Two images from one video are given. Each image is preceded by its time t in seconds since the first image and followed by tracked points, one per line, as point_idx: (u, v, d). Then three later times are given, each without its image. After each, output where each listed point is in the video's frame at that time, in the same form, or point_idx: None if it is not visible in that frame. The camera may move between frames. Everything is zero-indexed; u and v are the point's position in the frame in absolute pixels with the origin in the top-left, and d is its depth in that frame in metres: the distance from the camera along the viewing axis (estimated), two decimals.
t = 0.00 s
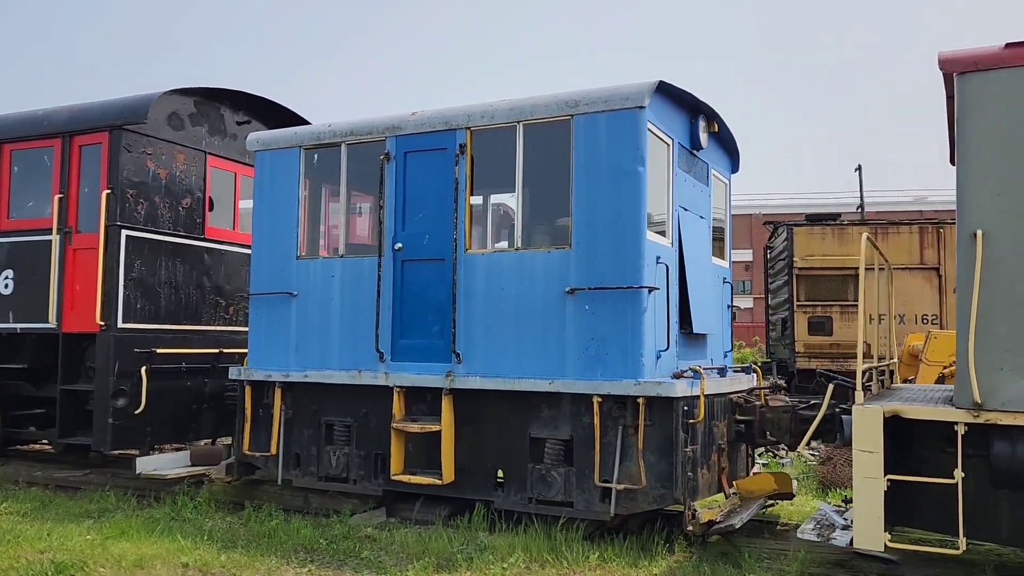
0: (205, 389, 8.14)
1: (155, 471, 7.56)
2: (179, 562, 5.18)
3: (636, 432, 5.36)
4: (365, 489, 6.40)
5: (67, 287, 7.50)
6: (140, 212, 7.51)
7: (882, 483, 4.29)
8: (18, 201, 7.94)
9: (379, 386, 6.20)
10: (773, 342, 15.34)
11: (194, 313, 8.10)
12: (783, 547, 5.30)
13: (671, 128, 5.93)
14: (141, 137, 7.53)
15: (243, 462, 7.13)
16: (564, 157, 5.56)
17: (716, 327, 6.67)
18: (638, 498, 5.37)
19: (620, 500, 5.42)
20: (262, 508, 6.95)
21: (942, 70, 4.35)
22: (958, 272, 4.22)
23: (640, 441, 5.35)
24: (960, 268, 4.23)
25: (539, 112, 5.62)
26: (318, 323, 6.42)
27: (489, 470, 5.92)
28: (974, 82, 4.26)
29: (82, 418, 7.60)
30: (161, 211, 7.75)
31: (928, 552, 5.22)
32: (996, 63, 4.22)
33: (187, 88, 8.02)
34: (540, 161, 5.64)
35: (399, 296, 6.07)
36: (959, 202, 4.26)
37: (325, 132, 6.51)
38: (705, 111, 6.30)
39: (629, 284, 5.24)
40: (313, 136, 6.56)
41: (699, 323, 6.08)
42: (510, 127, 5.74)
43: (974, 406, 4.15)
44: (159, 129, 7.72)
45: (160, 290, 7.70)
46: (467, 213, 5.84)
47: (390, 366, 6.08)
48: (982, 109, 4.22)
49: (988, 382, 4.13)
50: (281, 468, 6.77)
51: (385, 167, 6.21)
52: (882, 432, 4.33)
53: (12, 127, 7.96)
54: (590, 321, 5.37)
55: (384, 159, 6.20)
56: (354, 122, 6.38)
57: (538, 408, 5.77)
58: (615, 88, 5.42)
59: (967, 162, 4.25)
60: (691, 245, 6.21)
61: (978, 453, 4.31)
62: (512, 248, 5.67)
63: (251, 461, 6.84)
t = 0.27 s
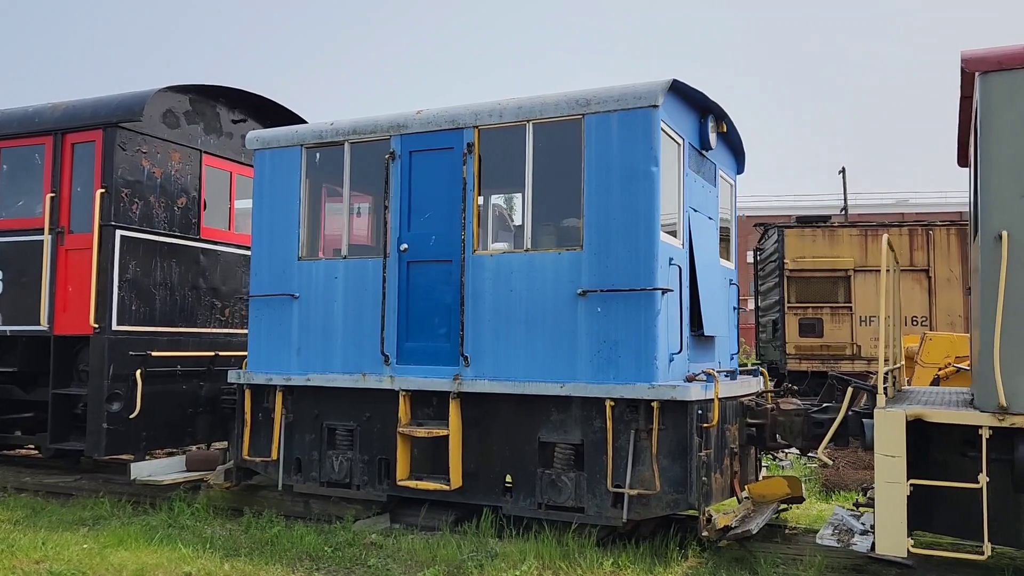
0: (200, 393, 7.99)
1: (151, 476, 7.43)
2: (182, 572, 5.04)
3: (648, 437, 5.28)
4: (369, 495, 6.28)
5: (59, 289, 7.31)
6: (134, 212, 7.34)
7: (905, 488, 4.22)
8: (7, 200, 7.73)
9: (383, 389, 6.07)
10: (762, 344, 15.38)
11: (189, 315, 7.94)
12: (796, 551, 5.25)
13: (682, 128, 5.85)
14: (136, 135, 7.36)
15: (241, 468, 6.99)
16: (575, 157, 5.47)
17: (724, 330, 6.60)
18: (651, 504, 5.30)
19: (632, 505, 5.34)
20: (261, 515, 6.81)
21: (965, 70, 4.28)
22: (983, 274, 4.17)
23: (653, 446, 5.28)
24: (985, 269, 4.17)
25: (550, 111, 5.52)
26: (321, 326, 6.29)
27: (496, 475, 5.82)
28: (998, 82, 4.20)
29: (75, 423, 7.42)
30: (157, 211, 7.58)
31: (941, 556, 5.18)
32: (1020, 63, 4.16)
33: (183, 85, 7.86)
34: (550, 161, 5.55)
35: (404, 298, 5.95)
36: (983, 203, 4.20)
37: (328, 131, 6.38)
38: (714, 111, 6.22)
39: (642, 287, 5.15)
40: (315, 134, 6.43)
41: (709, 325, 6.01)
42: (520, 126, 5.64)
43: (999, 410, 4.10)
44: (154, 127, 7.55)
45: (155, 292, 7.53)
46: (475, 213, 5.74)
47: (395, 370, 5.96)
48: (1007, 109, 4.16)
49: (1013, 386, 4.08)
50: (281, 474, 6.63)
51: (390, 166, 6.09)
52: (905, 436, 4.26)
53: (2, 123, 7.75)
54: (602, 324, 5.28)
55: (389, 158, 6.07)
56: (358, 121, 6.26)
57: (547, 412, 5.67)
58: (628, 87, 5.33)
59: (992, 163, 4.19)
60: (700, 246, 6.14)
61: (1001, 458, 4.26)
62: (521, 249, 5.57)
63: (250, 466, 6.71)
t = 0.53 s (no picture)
0: (197, 399, 7.84)
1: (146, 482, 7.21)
2: None
3: (662, 440, 5.24)
4: (374, 502, 6.17)
5: (53, 293, 7.14)
6: (131, 214, 7.19)
7: (928, 491, 4.19)
8: None
9: (390, 394, 5.97)
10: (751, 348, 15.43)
11: (186, 320, 7.79)
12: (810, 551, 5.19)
13: (693, 129, 5.80)
14: (133, 136, 7.22)
15: (242, 475, 6.86)
16: (587, 158, 5.41)
17: (732, 332, 6.57)
18: (665, 508, 5.24)
19: (646, 509, 5.28)
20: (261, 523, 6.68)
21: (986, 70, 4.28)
22: (1006, 274, 4.16)
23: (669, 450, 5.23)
24: (1007, 269, 4.17)
25: (561, 111, 5.47)
26: (325, 330, 6.18)
27: (506, 480, 5.74)
28: (1019, 82, 4.20)
29: (68, 430, 7.24)
30: (153, 213, 7.43)
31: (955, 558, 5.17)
32: None
33: (180, 85, 7.73)
34: (562, 162, 5.49)
35: (412, 301, 5.86)
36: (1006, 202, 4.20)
37: (333, 132, 6.28)
38: (723, 113, 6.18)
39: (657, 288, 5.10)
40: (319, 135, 6.33)
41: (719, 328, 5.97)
42: (530, 126, 5.57)
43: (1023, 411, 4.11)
44: (150, 128, 7.40)
45: (151, 296, 7.37)
46: (485, 215, 5.66)
47: (402, 374, 5.86)
48: None
49: None
50: (283, 481, 6.51)
51: (397, 167, 6.00)
52: (928, 438, 4.23)
53: None
54: (616, 326, 5.22)
55: (396, 159, 5.99)
56: (363, 121, 6.17)
57: (558, 416, 5.60)
58: (641, 87, 5.29)
59: (1014, 163, 4.19)
60: (710, 248, 6.10)
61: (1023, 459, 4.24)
62: (532, 251, 5.50)
63: (251, 473, 6.57)
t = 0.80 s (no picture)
0: (191, 404, 7.69)
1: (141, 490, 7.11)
2: None
3: (674, 445, 5.19)
4: (378, 508, 6.07)
5: (43, 296, 6.96)
6: (123, 216, 7.03)
7: (947, 496, 4.17)
8: None
9: (394, 399, 5.87)
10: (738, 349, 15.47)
11: (179, 323, 7.64)
12: (823, 555, 5.16)
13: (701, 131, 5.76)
14: (125, 136, 7.06)
15: (240, 482, 6.73)
16: (596, 160, 5.35)
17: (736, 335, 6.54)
18: (676, 514, 5.19)
19: (657, 515, 5.23)
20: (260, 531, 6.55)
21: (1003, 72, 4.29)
22: None
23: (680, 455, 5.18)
24: None
25: (570, 113, 5.40)
26: (327, 334, 6.06)
27: (513, 486, 5.66)
28: None
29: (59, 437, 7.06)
30: (146, 215, 7.27)
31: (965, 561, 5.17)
32: None
33: (173, 84, 7.58)
34: (571, 164, 5.42)
35: (417, 304, 5.77)
36: None
37: (334, 132, 6.17)
38: (729, 115, 6.14)
39: (669, 292, 5.05)
40: (320, 135, 6.22)
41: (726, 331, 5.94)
42: (538, 127, 5.50)
43: None
44: (144, 128, 7.25)
45: (144, 299, 7.21)
46: (493, 217, 5.59)
47: (407, 379, 5.76)
48: None
49: None
50: (283, 488, 6.39)
51: (401, 169, 5.91)
52: (946, 442, 4.22)
53: None
54: (627, 330, 5.16)
55: (400, 160, 5.89)
56: (366, 121, 6.06)
57: (567, 420, 5.53)
58: (651, 89, 5.23)
59: None
60: (716, 251, 6.07)
61: None
62: (541, 254, 5.43)
63: (250, 480, 6.44)
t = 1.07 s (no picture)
0: (181, 409, 7.53)
1: (129, 498, 6.89)
2: None
3: (682, 450, 5.12)
4: (376, 516, 5.94)
5: (29, 299, 6.76)
6: (113, 216, 6.86)
7: (963, 500, 4.13)
8: None
9: (394, 404, 5.76)
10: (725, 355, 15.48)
11: (170, 327, 7.46)
12: (833, 560, 5.09)
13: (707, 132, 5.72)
14: (116, 135, 6.89)
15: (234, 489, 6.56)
16: (603, 160, 5.29)
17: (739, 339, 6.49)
18: (684, 519, 5.11)
19: (664, 521, 5.15)
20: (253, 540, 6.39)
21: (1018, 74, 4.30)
22: None
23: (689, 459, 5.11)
24: None
25: (576, 112, 5.33)
26: (326, 337, 5.94)
27: (516, 492, 5.56)
28: None
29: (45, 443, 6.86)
30: (136, 215, 7.11)
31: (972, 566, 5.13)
32: None
33: (165, 83, 7.43)
34: (577, 165, 5.35)
35: (419, 307, 5.67)
36: None
37: (333, 132, 6.06)
38: (732, 116, 6.11)
39: (678, 294, 4.99)
40: (319, 135, 6.10)
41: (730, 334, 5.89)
42: (544, 127, 5.43)
43: None
44: (134, 127, 7.09)
45: (135, 302, 7.03)
46: (497, 219, 5.50)
47: (408, 383, 5.65)
48: None
49: None
50: (279, 495, 6.23)
51: (403, 169, 5.80)
52: (961, 446, 4.18)
53: None
54: (635, 333, 5.09)
55: (402, 160, 5.79)
56: (366, 121, 5.96)
57: (572, 425, 5.44)
58: (659, 89, 5.18)
59: None
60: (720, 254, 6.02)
61: None
62: (546, 256, 5.35)
63: (244, 488, 6.29)
